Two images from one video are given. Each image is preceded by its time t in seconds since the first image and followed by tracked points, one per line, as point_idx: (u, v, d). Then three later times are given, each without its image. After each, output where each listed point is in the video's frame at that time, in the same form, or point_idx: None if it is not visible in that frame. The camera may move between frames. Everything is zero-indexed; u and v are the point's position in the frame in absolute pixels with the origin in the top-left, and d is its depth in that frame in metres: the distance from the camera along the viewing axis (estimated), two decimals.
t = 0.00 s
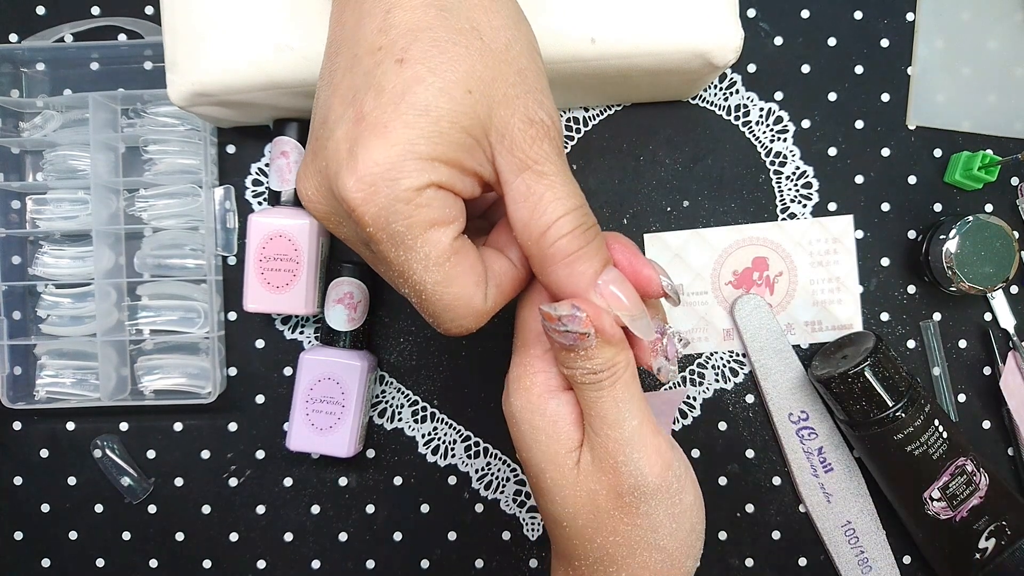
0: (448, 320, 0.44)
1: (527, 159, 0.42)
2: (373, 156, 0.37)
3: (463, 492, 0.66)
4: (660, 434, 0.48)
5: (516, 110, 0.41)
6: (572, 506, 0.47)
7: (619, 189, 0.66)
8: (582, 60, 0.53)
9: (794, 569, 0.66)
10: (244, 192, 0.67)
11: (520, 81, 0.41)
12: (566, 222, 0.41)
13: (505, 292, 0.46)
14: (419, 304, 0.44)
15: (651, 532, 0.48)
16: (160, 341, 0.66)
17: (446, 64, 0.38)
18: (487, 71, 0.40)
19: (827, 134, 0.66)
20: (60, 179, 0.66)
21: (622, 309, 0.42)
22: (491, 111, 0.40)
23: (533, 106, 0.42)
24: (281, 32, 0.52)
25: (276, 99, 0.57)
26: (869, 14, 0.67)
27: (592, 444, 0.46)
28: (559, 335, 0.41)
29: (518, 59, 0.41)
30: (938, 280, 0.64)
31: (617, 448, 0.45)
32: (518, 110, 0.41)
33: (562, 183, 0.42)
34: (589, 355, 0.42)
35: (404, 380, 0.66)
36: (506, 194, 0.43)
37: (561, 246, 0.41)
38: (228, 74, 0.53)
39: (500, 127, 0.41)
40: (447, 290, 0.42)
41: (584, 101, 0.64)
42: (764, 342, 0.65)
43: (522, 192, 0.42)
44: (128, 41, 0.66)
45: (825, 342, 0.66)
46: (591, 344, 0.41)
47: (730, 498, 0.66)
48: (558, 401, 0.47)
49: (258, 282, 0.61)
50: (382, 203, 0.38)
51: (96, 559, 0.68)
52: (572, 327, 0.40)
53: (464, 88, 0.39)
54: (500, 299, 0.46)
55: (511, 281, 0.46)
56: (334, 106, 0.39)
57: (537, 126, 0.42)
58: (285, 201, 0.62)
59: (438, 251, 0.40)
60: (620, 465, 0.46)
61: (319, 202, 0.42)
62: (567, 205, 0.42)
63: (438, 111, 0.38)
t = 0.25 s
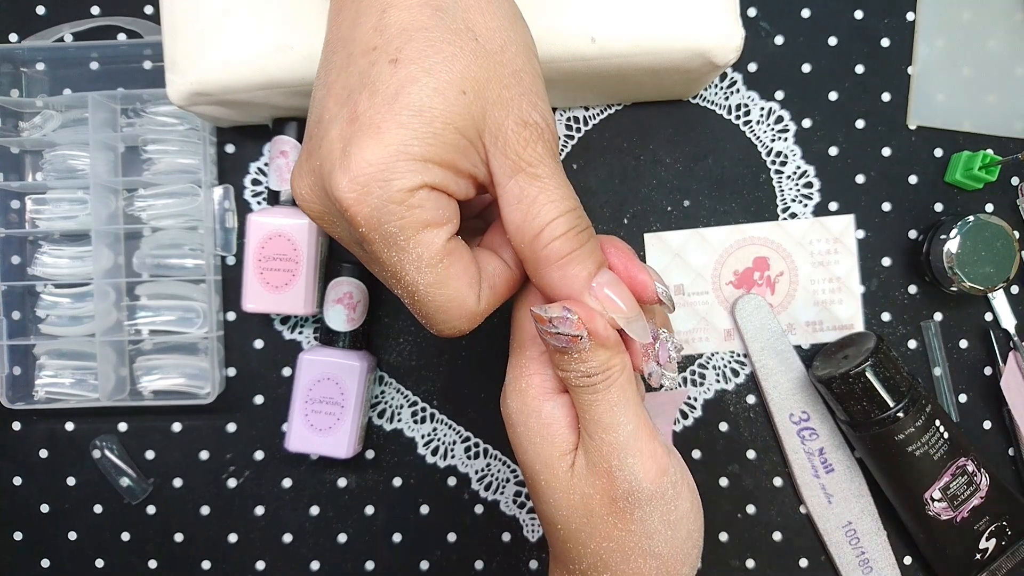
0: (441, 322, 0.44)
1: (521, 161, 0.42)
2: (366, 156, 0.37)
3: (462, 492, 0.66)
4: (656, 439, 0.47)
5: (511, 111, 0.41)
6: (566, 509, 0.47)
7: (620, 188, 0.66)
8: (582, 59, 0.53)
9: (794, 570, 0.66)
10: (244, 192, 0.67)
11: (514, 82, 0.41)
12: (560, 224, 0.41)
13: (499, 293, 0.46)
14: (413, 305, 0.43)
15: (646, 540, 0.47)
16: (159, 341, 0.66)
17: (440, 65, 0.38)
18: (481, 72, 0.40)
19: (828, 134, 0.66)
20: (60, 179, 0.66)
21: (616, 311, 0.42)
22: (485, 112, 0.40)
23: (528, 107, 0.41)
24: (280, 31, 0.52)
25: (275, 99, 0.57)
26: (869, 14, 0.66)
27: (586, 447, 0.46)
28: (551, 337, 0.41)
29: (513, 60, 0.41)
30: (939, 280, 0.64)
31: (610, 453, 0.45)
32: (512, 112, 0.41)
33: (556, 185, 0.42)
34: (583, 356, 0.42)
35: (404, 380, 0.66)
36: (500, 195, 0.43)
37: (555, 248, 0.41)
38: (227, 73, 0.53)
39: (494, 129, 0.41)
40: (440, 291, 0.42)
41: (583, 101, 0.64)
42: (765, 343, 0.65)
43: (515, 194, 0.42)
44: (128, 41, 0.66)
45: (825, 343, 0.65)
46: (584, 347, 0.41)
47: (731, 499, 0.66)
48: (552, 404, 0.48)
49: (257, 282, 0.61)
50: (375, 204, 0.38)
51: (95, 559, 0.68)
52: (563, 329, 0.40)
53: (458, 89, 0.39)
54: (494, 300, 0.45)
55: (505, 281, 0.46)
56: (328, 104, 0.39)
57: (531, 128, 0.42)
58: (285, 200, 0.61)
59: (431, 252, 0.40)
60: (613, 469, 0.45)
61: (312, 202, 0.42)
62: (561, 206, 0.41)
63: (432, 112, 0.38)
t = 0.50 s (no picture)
0: (442, 323, 0.44)
1: (520, 161, 0.41)
2: (366, 159, 0.37)
3: (462, 493, 0.66)
4: (654, 441, 0.46)
5: (510, 112, 0.41)
6: (564, 508, 0.47)
7: (620, 189, 0.66)
8: (582, 59, 0.53)
9: (794, 570, 0.66)
10: (243, 192, 0.67)
11: (514, 83, 0.41)
12: (560, 224, 0.41)
13: (498, 294, 0.46)
14: (413, 306, 0.43)
15: (642, 541, 0.47)
16: (159, 341, 0.66)
17: (439, 67, 0.38)
18: (480, 74, 0.40)
19: (828, 134, 0.66)
20: (60, 179, 0.66)
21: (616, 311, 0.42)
22: (485, 114, 0.40)
23: (527, 107, 0.41)
24: (280, 31, 0.52)
25: (275, 98, 0.57)
26: (869, 14, 0.66)
27: (584, 447, 0.46)
28: (551, 335, 0.41)
29: (512, 61, 0.41)
30: (939, 281, 0.64)
31: (608, 453, 0.45)
32: (512, 112, 0.41)
33: (556, 186, 0.42)
34: (583, 356, 0.42)
35: (403, 380, 0.66)
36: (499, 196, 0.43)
37: (555, 248, 0.41)
38: (227, 73, 0.53)
39: (493, 130, 0.41)
40: (440, 292, 0.42)
41: (583, 100, 0.64)
42: (765, 343, 0.64)
43: (515, 194, 0.42)
44: (128, 40, 0.66)
45: (825, 343, 0.65)
46: (584, 346, 0.41)
47: (731, 499, 0.66)
48: (551, 403, 0.48)
49: (257, 282, 0.61)
50: (375, 207, 0.38)
51: (95, 559, 0.68)
52: (563, 327, 0.40)
53: (457, 91, 0.39)
54: (493, 300, 0.45)
55: (505, 282, 0.46)
56: (328, 107, 0.39)
57: (531, 128, 0.42)
58: (285, 200, 0.61)
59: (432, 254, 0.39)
60: (611, 470, 0.45)
61: (312, 203, 0.42)
62: (560, 207, 0.41)
63: (431, 114, 0.38)
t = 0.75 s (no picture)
0: (443, 324, 0.44)
1: (521, 163, 0.41)
2: (366, 161, 0.37)
3: (462, 493, 0.66)
4: (655, 440, 0.47)
5: (511, 113, 0.41)
6: (564, 507, 0.47)
7: (620, 189, 0.66)
8: (582, 60, 0.53)
9: (794, 569, 0.66)
10: (244, 192, 0.67)
11: (514, 85, 0.41)
12: (560, 225, 0.41)
13: (499, 294, 0.46)
14: (414, 307, 0.43)
15: (643, 540, 0.47)
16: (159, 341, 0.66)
17: (439, 69, 0.38)
18: (480, 75, 0.40)
19: (828, 134, 0.66)
20: (60, 179, 0.66)
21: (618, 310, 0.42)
22: (485, 115, 0.40)
23: (527, 108, 0.41)
24: (280, 32, 0.52)
25: (275, 98, 0.57)
26: (869, 14, 0.66)
27: (585, 446, 0.46)
28: (553, 333, 0.41)
29: (513, 62, 0.41)
30: (939, 281, 0.64)
31: (609, 452, 0.45)
32: (512, 114, 0.41)
33: (556, 187, 0.42)
34: (584, 356, 0.42)
35: (404, 380, 0.66)
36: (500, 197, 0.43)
37: (556, 249, 0.41)
38: (227, 73, 0.53)
39: (493, 131, 0.41)
40: (441, 293, 0.42)
41: (583, 101, 0.64)
42: (765, 343, 0.64)
43: (516, 195, 0.42)
44: (128, 40, 0.66)
45: (825, 343, 0.65)
46: (586, 345, 0.41)
47: (731, 499, 0.66)
48: (552, 402, 0.48)
49: (257, 282, 0.61)
50: (376, 209, 0.38)
51: (95, 559, 0.68)
52: (566, 325, 0.40)
53: (457, 93, 0.39)
54: (494, 301, 0.45)
55: (506, 282, 0.46)
56: (328, 109, 0.39)
57: (531, 129, 0.42)
58: (285, 200, 0.61)
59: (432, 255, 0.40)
60: (612, 468, 0.45)
61: (313, 205, 0.42)
62: (561, 208, 0.42)
63: (432, 116, 0.38)
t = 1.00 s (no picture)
0: (442, 323, 0.44)
1: (520, 162, 0.41)
2: (366, 161, 0.37)
3: (463, 492, 0.66)
4: (654, 440, 0.46)
5: (510, 113, 0.41)
6: (563, 507, 0.47)
7: (620, 188, 0.66)
8: (582, 60, 0.53)
9: (794, 569, 0.66)
10: (244, 192, 0.67)
11: (513, 84, 0.41)
12: (560, 224, 0.41)
13: (499, 294, 0.46)
14: (414, 307, 0.43)
15: (640, 541, 0.47)
16: (159, 341, 0.66)
17: (438, 68, 0.38)
18: (479, 75, 0.40)
19: (827, 134, 0.66)
20: (60, 179, 0.66)
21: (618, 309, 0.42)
22: (485, 114, 0.40)
23: (527, 108, 0.41)
24: (280, 31, 0.52)
25: (275, 98, 0.57)
26: (869, 14, 0.66)
27: (584, 446, 0.46)
28: (553, 332, 0.41)
29: (512, 61, 0.41)
30: (939, 280, 0.64)
31: (608, 453, 0.45)
32: (512, 113, 0.41)
33: (556, 186, 0.42)
34: (584, 355, 0.42)
35: (404, 380, 0.66)
36: (499, 197, 0.43)
37: (556, 248, 0.41)
38: (228, 73, 0.53)
39: (493, 130, 0.41)
40: (441, 292, 0.42)
41: (583, 101, 0.64)
42: (765, 343, 0.65)
43: (515, 195, 0.42)
44: (128, 40, 0.66)
45: (825, 343, 0.65)
46: (586, 344, 0.41)
47: (731, 499, 0.66)
48: (551, 402, 0.48)
49: (258, 282, 0.61)
50: (376, 209, 0.38)
51: (95, 559, 0.68)
52: (566, 324, 0.40)
53: (456, 92, 0.39)
54: (494, 300, 0.45)
55: (505, 282, 0.46)
56: (328, 109, 0.39)
57: (531, 129, 0.42)
58: (285, 200, 0.62)
59: (432, 255, 0.40)
60: (610, 469, 0.45)
61: (313, 205, 0.42)
62: (561, 207, 0.42)
63: (431, 116, 0.38)
